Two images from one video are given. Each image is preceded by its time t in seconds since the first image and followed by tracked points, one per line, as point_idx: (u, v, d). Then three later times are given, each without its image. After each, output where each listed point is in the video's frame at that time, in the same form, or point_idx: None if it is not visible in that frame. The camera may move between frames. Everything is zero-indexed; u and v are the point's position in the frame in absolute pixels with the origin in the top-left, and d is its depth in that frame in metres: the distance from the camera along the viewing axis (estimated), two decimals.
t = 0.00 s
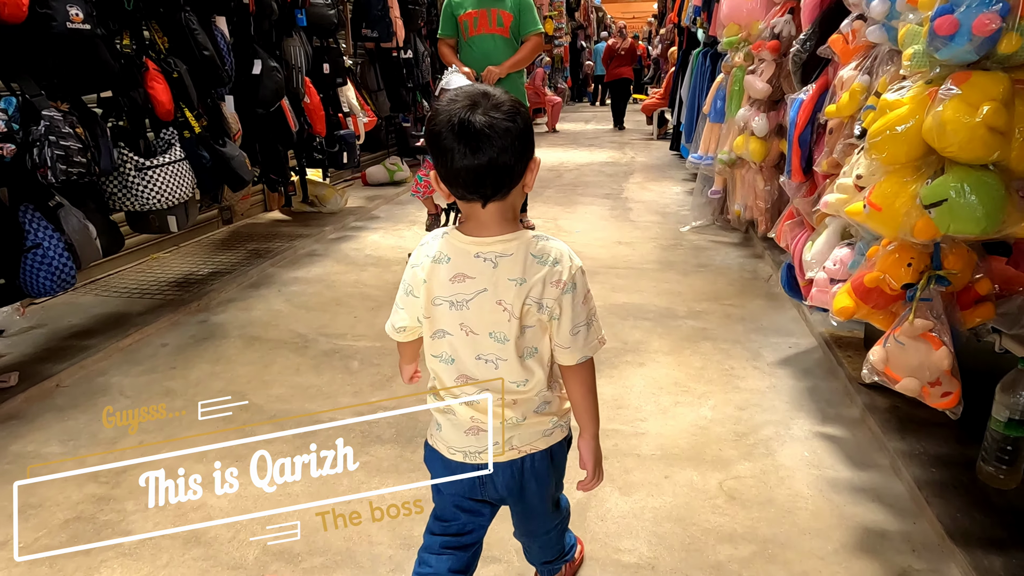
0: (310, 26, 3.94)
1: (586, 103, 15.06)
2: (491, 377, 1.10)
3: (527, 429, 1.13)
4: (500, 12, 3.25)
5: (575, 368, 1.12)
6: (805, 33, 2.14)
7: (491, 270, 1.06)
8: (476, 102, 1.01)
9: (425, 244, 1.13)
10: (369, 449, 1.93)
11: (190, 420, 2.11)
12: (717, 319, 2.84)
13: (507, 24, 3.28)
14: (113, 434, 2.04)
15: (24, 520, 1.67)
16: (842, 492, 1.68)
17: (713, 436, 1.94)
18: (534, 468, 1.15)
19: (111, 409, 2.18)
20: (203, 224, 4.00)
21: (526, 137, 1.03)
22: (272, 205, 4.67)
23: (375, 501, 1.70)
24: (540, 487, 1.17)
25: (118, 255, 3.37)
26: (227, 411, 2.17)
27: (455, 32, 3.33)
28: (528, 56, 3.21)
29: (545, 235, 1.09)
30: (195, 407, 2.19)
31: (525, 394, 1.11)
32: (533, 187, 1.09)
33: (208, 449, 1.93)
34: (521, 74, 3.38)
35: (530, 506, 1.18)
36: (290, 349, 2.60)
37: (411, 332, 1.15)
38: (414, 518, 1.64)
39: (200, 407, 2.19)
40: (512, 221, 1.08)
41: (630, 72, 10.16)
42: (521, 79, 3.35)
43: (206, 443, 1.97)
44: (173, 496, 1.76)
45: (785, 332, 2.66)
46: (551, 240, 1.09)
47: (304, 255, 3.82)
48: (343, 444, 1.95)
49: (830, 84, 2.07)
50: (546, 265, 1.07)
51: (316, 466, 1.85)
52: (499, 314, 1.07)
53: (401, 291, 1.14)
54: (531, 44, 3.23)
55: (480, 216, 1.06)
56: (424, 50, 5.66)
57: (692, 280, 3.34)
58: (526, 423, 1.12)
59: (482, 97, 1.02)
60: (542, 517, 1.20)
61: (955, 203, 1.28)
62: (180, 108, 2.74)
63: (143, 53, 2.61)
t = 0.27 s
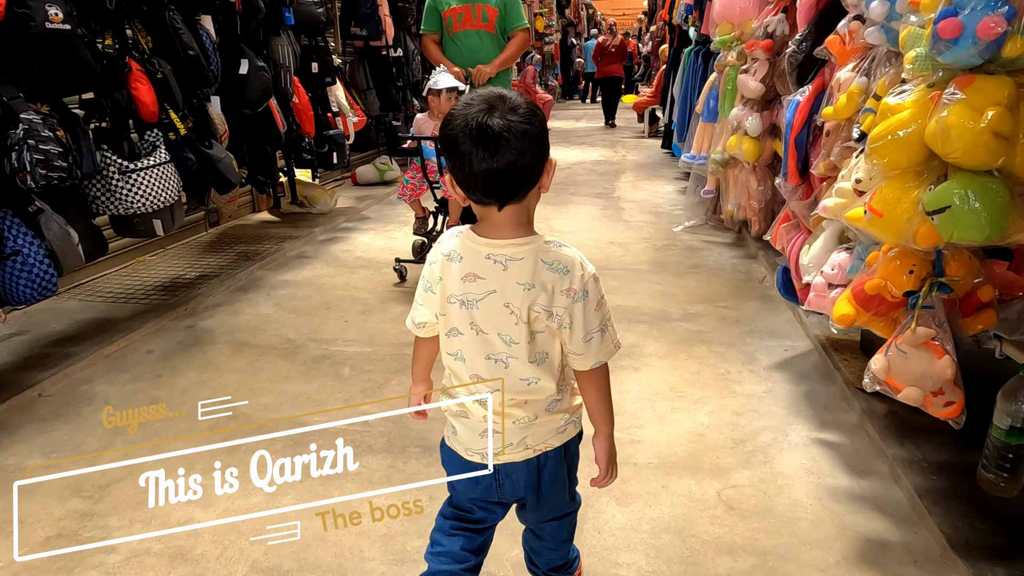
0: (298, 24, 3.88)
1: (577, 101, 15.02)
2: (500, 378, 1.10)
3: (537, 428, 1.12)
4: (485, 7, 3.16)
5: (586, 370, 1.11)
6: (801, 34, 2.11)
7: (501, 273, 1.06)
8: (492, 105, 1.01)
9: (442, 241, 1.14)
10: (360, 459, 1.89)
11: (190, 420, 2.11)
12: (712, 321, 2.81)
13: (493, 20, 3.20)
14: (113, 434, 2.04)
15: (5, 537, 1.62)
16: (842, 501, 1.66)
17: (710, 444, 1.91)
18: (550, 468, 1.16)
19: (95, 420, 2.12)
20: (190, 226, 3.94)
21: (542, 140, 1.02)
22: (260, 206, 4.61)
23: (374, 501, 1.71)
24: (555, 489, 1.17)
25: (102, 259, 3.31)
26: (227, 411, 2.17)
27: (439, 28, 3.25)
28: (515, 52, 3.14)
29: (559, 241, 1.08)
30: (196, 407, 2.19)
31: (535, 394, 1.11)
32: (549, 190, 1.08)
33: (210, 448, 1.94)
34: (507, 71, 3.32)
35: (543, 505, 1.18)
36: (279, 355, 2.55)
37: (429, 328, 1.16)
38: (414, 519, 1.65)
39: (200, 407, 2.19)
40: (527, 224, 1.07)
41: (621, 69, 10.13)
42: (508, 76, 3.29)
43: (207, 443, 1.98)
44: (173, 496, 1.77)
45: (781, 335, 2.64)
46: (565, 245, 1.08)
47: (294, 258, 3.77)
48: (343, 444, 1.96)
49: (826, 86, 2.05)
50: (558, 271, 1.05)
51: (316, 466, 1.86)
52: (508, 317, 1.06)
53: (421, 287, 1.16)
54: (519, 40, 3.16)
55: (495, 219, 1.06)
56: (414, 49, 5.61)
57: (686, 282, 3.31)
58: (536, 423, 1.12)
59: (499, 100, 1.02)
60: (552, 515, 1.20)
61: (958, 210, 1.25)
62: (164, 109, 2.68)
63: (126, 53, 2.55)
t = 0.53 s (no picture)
0: (285, 22, 3.81)
1: (567, 97, 14.98)
2: (510, 376, 1.07)
3: (548, 426, 1.10)
4: (471, 4, 3.10)
5: (598, 369, 1.09)
6: (797, 33, 2.08)
7: (511, 274, 1.03)
8: (507, 103, 0.99)
9: (453, 237, 1.11)
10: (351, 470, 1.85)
11: (189, 420, 2.11)
12: (706, 323, 2.79)
13: (478, 17, 3.14)
14: (112, 434, 2.04)
15: None
16: (841, 509, 1.64)
17: (707, 450, 1.89)
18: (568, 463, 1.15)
19: (77, 430, 2.07)
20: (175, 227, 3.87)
21: (558, 140, 1.00)
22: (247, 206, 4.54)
23: (375, 501, 1.72)
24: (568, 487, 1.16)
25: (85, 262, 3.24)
26: (227, 411, 2.17)
27: (422, 25, 3.19)
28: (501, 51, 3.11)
29: (572, 242, 1.04)
30: (195, 407, 2.19)
31: (545, 393, 1.08)
32: (562, 190, 1.06)
33: (210, 448, 1.95)
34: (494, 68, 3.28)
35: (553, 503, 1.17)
36: (267, 360, 2.50)
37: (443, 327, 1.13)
38: (413, 519, 1.66)
39: (200, 407, 2.19)
40: (539, 226, 1.04)
41: (610, 66, 10.10)
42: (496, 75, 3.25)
43: (207, 443, 1.98)
44: (173, 496, 1.77)
45: (775, 337, 2.62)
46: (578, 246, 1.05)
47: (282, 259, 3.71)
48: (343, 444, 1.96)
49: (823, 86, 2.02)
50: (568, 272, 1.02)
51: (316, 466, 1.86)
52: (518, 319, 1.04)
53: (432, 282, 1.13)
54: (505, 37, 3.11)
55: (507, 219, 1.03)
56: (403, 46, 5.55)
57: (679, 282, 3.29)
58: (547, 420, 1.10)
59: (514, 99, 0.99)
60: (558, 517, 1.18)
61: (963, 216, 1.22)
62: (148, 108, 2.62)
63: (107, 51, 2.48)
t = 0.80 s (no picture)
0: (272, 19, 3.75)
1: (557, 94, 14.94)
2: (519, 374, 1.10)
3: (551, 425, 1.12)
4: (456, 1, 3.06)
5: (607, 368, 1.11)
6: (794, 32, 2.05)
7: (523, 275, 1.05)
8: (519, 102, 1.00)
9: (464, 238, 1.12)
10: (343, 479, 1.81)
11: (188, 421, 2.10)
12: (701, 324, 2.76)
13: (464, 14, 3.10)
14: (113, 434, 2.04)
15: None
16: (842, 516, 1.62)
17: (705, 456, 1.86)
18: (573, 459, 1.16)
19: (60, 440, 2.01)
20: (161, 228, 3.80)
21: (570, 140, 1.01)
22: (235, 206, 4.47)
23: (375, 501, 1.72)
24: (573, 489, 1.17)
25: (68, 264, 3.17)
26: (227, 411, 2.16)
27: (407, 24, 3.16)
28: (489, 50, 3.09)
29: (584, 243, 1.06)
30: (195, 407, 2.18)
31: (551, 391, 1.11)
32: (573, 189, 1.07)
33: (211, 447, 1.94)
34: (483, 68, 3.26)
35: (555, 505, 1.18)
36: (256, 366, 2.45)
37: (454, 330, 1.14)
38: (413, 519, 1.66)
39: (200, 407, 2.18)
40: (550, 226, 1.06)
41: (600, 63, 10.07)
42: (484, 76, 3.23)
43: (209, 443, 1.98)
44: (173, 496, 1.77)
45: (771, 338, 2.60)
46: (590, 247, 1.06)
47: (271, 260, 3.66)
48: (343, 444, 1.95)
49: (820, 86, 1.99)
50: (581, 273, 1.04)
51: (316, 466, 1.86)
52: (530, 319, 1.06)
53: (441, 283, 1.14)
54: (492, 36, 3.10)
55: (518, 219, 1.04)
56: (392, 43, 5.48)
57: (673, 282, 3.26)
58: (550, 418, 1.12)
59: (526, 97, 1.00)
60: (559, 523, 1.20)
61: (969, 221, 1.20)
62: (131, 109, 2.55)
63: (88, 50, 2.42)
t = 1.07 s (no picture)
0: (257, 15, 3.67)
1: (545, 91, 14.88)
2: (527, 372, 1.14)
3: (555, 424, 1.16)
4: None
5: (617, 365, 1.16)
6: (790, 29, 2.01)
7: (535, 275, 1.09)
8: (530, 100, 1.02)
9: (472, 238, 1.15)
10: (334, 489, 1.76)
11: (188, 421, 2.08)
12: (695, 325, 2.73)
13: (448, 9, 3.06)
14: (111, 434, 2.02)
15: None
16: (843, 522, 1.59)
17: (703, 461, 1.83)
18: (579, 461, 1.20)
19: (39, 450, 1.95)
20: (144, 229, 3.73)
21: (579, 138, 1.03)
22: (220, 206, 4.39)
23: (375, 501, 1.71)
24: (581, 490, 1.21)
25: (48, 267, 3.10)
26: (227, 411, 2.14)
27: (391, 19, 3.11)
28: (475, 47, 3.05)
29: (594, 243, 1.10)
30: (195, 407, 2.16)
31: (557, 390, 1.14)
32: (582, 187, 1.10)
33: (209, 448, 1.93)
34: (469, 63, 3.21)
35: (558, 509, 1.21)
36: (243, 370, 2.40)
37: (462, 329, 1.16)
38: (413, 518, 1.65)
39: (199, 406, 2.16)
40: (559, 225, 1.09)
41: (588, 60, 10.03)
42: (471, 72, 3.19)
43: (208, 443, 1.97)
44: (173, 496, 1.76)
45: (766, 338, 2.58)
46: (599, 247, 1.10)
47: (257, 261, 3.59)
48: (343, 444, 1.94)
49: (817, 84, 1.96)
50: (592, 273, 1.09)
51: (316, 466, 1.85)
52: (540, 318, 1.10)
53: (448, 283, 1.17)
54: (477, 33, 3.07)
55: (528, 217, 1.07)
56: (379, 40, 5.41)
57: (666, 282, 3.23)
58: (554, 418, 1.15)
59: (537, 96, 1.02)
60: (559, 527, 1.22)
61: (976, 224, 1.17)
62: (111, 107, 2.48)
63: (66, 47, 2.34)
